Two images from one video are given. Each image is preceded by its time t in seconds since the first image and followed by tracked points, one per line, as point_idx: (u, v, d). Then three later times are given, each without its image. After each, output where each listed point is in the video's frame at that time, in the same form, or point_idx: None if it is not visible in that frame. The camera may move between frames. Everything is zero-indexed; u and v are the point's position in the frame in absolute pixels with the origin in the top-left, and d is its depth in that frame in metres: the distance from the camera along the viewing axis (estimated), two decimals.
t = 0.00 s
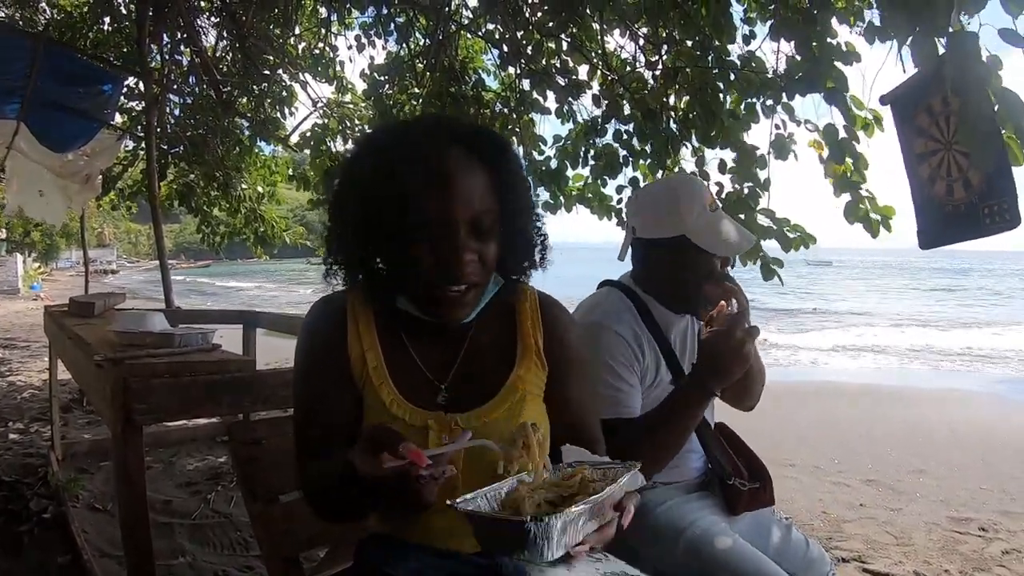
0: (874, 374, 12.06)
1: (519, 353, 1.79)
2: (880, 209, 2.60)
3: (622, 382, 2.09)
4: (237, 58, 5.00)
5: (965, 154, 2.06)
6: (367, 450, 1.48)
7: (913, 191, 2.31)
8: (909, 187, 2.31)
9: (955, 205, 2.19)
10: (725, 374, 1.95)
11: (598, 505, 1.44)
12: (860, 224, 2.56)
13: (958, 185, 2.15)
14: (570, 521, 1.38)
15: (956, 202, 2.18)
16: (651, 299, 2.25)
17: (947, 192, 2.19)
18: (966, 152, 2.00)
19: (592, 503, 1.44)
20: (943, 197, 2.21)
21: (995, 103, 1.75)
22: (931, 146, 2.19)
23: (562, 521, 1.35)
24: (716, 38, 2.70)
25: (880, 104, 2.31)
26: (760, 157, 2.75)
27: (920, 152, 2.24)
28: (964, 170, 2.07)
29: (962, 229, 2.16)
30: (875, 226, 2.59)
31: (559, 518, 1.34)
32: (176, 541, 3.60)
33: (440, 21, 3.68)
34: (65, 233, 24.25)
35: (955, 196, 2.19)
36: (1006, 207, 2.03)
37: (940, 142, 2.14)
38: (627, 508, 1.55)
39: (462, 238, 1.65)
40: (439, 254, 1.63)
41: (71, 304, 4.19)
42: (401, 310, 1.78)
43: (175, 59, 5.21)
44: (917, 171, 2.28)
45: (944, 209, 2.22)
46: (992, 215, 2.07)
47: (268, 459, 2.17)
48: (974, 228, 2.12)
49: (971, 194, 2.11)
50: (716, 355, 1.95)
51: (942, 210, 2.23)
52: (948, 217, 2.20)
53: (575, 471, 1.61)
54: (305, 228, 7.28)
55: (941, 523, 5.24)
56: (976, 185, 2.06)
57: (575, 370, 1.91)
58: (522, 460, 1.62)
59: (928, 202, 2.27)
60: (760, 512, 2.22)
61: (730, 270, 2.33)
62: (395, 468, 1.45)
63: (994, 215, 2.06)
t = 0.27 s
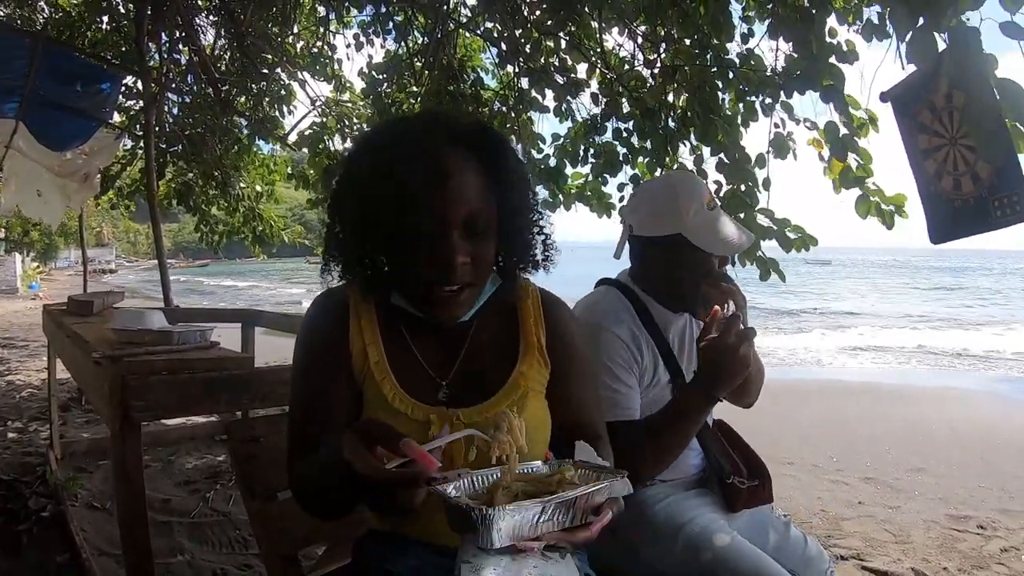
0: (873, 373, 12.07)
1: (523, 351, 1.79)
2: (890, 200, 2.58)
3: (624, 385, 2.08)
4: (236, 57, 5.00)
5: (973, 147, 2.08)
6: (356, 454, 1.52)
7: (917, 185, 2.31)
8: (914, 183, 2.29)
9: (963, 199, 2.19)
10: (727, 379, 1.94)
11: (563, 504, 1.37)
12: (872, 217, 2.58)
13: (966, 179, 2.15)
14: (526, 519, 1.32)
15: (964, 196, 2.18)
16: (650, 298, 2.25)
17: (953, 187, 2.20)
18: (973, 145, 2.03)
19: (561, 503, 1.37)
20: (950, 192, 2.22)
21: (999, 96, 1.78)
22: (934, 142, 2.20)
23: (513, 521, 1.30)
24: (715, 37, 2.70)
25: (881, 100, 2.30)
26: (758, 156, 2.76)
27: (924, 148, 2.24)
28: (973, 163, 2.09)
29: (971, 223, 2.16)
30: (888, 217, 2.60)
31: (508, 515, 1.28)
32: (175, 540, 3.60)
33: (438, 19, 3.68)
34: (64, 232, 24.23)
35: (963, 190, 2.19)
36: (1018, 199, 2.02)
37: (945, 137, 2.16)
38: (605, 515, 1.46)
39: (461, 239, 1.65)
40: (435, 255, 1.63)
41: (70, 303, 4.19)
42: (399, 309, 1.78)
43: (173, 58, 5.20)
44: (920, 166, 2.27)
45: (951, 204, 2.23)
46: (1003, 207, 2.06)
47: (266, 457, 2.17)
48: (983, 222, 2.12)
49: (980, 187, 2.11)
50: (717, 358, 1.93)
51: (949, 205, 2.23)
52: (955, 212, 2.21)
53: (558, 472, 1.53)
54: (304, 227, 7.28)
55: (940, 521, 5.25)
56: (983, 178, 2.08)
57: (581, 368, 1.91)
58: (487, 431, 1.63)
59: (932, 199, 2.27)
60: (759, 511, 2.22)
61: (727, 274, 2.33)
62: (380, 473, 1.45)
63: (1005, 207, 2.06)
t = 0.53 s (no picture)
0: (871, 371, 12.09)
1: (524, 347, 1.78)
2: (887, 205, 2.57)
3: (625, 386, 2.09)
4: (233, 56, 4.99)
5: (966, 146, 2.07)
6: (370, 413, 1.40)
7: (912, 184, 2.27)
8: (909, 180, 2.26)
9: (956, 199, 2.16)
10: (727, 381, 1.94)
11: (519, 467, 1.41)
12: (867, 220, 2.57)
13: (960, 177, 2.12)
14: (475, 471, 1.41)
15: (958, 195, 2.14)
16: (646, 298, 2.25)
17: (947, 186, 2.16)
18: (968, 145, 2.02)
19: (513, 463, 1.41)
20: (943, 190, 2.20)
21: (994, 97, 1.79)
22: (930, 139, 2.16)
23: (456, 470, 1.40)
24: (713, 35, 2.70)
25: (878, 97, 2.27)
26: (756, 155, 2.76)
27: (918, 147, 2.20)
28: (965, 163, 2.08)
29: (964, 223, 2.12)
30: (885, 221, 2.59)
31: (451, 463, 1.39)
32: (173, 539, 3.60)
33: (435, 17, 3.68)
34: (61, 232, 24.20)
35: (956, 189, 2.15)
36: (1009, 199, 2.02)
37: (940, 136, 2.13)
38: (564, 496, 1.45)
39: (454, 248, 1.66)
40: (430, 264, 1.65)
41: (67, 302, 4.18)
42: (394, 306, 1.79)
43: (170, 58, 5.19)
44: (915, 163, 2.24)
45: (944, 204, 2.19)
46: (994, 208, 2.06)
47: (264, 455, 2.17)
48: (975, 222, 2.09)
49: (973, 186, 2.08)
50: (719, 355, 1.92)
51: (942, 205, 2.19)
52: (948, 212, 2.17)
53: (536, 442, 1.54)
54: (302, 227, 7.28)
55: (938, 518, 5.25)
56: (977, 178, 2.07)
57: (590, 363, 1.90)
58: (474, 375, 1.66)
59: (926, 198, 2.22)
60: (758, 508, 2.22)
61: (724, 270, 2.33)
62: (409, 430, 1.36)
63: (996, 208, 2.06)
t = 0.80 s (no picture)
0: (868, 368, 12.10)
1: (524, 352, 1.75)
2: (875, 212, 2.58)
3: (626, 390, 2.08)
4: (230, 55, 4.99)
5: (955, 145, 2.03)
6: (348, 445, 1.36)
7: (901, 185, 2.31)
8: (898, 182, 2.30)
9: (943, 199, 2.16)
10: (724, 382, 1.93)
11: (483, 481, 1.38)
12: (850, 223, 2.56)
13: (946, 178, 2.12)
14: (438, 487, 1.38)
15: (944, 195, 2.15)
16: (643, 298, 2.25)
17: (934, 186, 2.17)
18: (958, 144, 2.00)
19: (474, 479, 1.38)
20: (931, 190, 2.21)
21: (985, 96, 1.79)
22: (920, 140, 2.19)
23: (418, 489, 1.37)
24: (710, 33, 2.70)
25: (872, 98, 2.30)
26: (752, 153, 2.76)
27: (909, 146, 2.24)
28: (953, 161, 2.05)
29: (950, 223, 2.12)
30: (869, 229, 2.59)
31: (413, 483, 1.37)
32: (171, 538, 3.59)
33: (432, 16, 3.68)
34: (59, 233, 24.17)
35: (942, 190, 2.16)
36: (995, 198, 1.99)
37: (930, 135, 2.13)
38: (528, 513, 1.38)
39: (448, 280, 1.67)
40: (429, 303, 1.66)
41: (64, 302, 4.17)
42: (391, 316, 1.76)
43: (167, 57, 5.18)
44: (904, 164, 2.28)
45: (930, 204, 2.21)
46: (979, 208, 2.03)
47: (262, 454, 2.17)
48: (962, 222, 2.08)
49: (959, 187, 2.07)
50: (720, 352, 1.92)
51: (928, 206, 2.21)
52: (935, 212, 2.18)
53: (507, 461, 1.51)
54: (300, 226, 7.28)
55: (936, 515, 5.26)
56: (965, 178, 2.04)
57: (590, 365, 1.86)
58: (428, 381, 1.58)
59: (915, 197, 2.25)
60: (756, 506, 2.22)
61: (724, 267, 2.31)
62: (386, 457, 1.32)
63: (982, 207, 2.03)
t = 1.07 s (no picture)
0: (867, 366, 12.12)
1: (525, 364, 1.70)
2: (870, 201, 2.60)
3: (624, 389, 2.09)
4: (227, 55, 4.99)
5: (939, 146, 2.01)
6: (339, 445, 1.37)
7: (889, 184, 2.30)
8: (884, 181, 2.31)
9: (928, 199, 2.15)
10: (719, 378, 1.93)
11: (466, 490, 1.37)
12: (852, 217, 2.55)
13: (931, 178, 2.10)
14: (422, 492, 1.37)
15: (929, 195, 2.14)
16: (640, 295, 2.25)
17: (920, 186, 2.17)
18: (942, 143, 1.98)
19: (459, 487, 1.37)
20: (916, 190, 2.20)
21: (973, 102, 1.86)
22: (907, 139, 2.19)
23: (403, 493, 1.36)
24: (707, 31, 2.71)
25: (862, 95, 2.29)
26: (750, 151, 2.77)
27: (897, 146, 2.24)
28: (938, 161, 2.03)
29: (934, 223, 2.10)
30: (867, 218, 2.59)
31: (397, 487, 1.36)
32: (169, 539, 3.59)
33: (428, 15, 3.68)
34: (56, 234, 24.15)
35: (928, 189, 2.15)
36: (978, 200, 1.95)
37: (917, 135, 2.12)
38: (511, 523, 1.36)
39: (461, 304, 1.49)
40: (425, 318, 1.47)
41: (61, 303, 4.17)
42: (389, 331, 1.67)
43: (163, 57, 5.18)
44: (891, 163, 2.27)
45: (917, 203, 2.21)
46: (961, 210, 2.00)
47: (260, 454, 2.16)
48: (946, 223, 2.05)
49: (943, 187, 2.05)
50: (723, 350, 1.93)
51: (915, 205, 2.21)
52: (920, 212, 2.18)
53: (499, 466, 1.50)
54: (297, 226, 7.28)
55: (934, 512, 5.27)
56: (949, 178, 2.01)
57: (592, 373, 1.83)
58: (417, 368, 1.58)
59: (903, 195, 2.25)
60: (755, 503, 2.22)
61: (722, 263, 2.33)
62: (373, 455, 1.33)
63: (965, 208, 1.99)
